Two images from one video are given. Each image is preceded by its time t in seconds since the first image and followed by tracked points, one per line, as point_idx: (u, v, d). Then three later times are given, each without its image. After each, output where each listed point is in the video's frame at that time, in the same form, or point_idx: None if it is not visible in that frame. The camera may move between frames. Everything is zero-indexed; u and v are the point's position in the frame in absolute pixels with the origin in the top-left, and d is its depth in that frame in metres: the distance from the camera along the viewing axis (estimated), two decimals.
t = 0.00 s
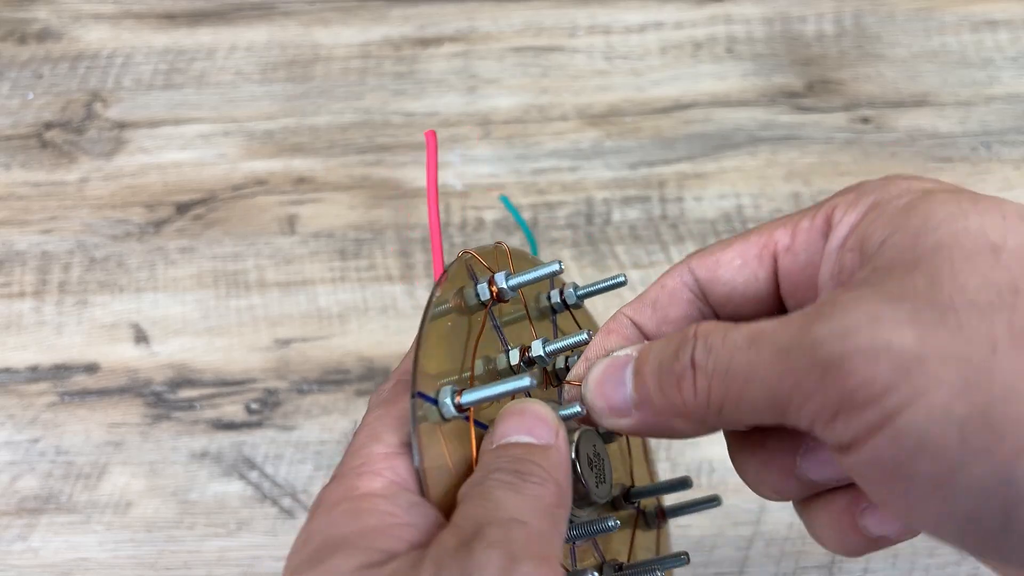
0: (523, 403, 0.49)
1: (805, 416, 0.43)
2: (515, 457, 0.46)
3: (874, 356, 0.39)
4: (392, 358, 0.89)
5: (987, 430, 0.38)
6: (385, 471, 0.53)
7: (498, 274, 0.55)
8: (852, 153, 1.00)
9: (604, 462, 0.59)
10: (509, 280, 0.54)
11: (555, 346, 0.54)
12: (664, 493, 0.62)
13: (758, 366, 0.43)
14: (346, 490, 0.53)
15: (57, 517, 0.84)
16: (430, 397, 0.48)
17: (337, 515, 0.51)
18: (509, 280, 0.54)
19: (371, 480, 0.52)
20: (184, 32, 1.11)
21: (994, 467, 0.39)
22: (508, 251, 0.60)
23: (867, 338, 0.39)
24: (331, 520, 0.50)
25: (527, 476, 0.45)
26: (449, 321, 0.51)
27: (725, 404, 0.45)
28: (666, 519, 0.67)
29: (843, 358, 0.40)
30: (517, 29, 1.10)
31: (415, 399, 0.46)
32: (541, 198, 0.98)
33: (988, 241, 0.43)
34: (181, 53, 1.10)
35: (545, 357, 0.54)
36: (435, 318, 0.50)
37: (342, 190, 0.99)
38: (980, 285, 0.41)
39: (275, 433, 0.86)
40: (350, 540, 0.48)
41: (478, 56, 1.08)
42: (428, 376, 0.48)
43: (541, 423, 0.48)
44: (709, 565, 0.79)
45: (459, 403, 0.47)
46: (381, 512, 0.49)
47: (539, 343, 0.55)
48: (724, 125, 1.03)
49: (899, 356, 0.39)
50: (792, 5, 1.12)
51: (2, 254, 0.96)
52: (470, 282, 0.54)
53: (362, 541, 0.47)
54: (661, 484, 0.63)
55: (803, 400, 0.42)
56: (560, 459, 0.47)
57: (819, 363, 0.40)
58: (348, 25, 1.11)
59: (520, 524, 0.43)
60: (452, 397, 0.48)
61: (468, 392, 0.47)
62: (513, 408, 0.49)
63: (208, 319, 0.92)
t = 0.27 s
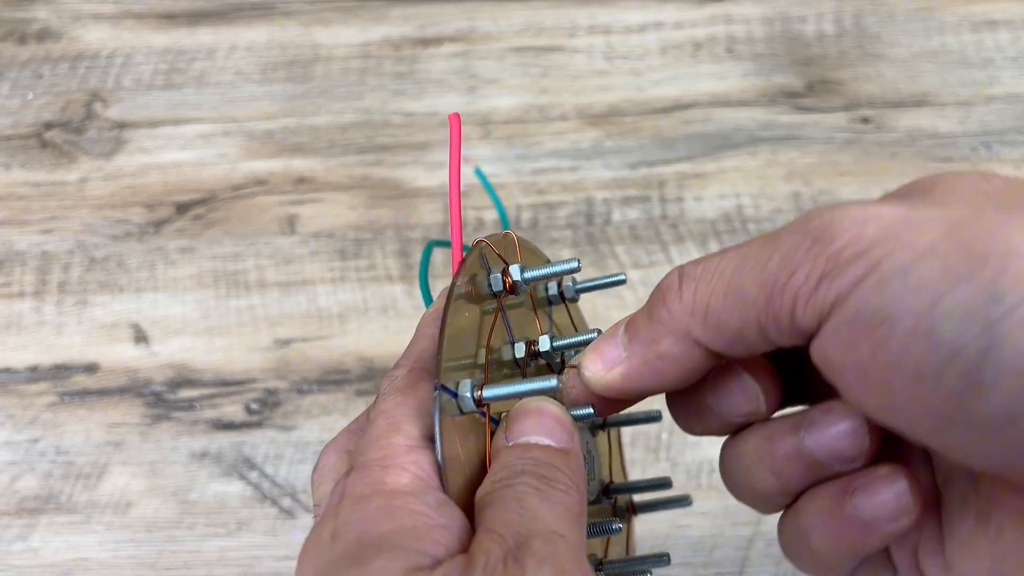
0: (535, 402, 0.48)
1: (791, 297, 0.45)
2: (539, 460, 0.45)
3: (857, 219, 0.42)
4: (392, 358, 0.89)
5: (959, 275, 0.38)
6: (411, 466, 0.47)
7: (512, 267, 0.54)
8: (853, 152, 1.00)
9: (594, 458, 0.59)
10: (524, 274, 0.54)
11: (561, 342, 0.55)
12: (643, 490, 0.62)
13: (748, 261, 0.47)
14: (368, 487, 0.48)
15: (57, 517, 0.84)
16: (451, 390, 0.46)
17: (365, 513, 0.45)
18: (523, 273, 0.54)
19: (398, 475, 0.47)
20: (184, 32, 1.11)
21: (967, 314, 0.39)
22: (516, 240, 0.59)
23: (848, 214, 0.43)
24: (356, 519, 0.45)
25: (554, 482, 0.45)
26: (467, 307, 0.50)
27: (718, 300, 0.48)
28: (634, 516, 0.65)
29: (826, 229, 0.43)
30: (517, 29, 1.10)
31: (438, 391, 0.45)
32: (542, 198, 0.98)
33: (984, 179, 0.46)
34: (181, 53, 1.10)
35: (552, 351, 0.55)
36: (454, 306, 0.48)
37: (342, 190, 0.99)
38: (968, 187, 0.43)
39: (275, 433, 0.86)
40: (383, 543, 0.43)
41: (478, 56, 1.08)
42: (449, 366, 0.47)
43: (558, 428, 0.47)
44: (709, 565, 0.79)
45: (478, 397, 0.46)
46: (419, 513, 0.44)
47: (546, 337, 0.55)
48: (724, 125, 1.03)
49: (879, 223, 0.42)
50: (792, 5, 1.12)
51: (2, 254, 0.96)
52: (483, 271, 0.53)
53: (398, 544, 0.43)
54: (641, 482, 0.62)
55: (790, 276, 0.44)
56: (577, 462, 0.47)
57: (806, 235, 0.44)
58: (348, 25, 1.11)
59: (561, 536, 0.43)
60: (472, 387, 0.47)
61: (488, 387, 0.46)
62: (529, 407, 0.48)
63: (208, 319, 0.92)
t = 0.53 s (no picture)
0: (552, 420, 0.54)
1: (751, 375, 0.43)
2: (569, 480, 0.49)
3: (818, 309, 0.39)
4: (392, 358, 0.89)
5: (914, 380, 0.36)
6: (450, 487, 0.47)
7: (526, 282, 0.56)
8: (853, 152, 1.00)
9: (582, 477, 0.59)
10: (537, 289, 0.56)
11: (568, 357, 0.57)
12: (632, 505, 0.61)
13: (710, 327, 0.44)
14: (406, 509, 0.47)
15: (57, 517, 0.84)
16: (481, 405, 0.47)
17: (412, 536, 0.44)
18: (537, 289, 0.56)
19: (439, 497, 0.46)
20: (184, 32, 1.11)
21: (919, 419, 0.37)
22: (520, 256, 0.61)
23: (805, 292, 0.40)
24: (402, 541, 0.44)
25: (587, 504, 0.48)
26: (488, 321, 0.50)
27: (680, 365, 0.46)
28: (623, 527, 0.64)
29: (782, 314, 0.40)
30: (517, 29, 1.10)
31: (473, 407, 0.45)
32: (542, 198, 0.98)
33: (964, 224, 0.42)
34: (181, 53, 1.10)
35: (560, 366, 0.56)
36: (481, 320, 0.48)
37: (342, 190, 0.99)
38: (940, 258, 0.39)
39: (275, 433, 0.86)
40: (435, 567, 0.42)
41: (478, 56, 1.08)
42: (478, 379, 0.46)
43: (578, 449, 0.52)
44: (709, 566, 0.79)
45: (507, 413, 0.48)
46: (468, 535, 0.44)
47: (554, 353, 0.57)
48: (724, 125, 1.03)
49: (841, 313, 0.39)
50: (792, 5, 1.12)
51: (2, 254, 0.96)
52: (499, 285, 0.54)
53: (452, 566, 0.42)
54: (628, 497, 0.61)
55: (749, 358, 0.42)
56: (600, 481, 0.51)
57: (763, 318, 0.41)
58: (348, 25, 1.11)
59: (613, 565, 0.43)
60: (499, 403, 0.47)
61: (519, 404, 0.48)
62: (549, 427, 0.53)
63: (208, 319, 0.92)
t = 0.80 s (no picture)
0: (552, 437, 0.54)
1: (742, 395, 0.43)
2: (579, 492, 0.50)
3: (813, 336, 0.40)
4: (392, 358, 0.89)
5: (898, 407, 0.37)
6: (456, 502, 0.47)
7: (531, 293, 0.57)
8: (853, 152, 1.00)
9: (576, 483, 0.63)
10: (542, 300, 0.57)
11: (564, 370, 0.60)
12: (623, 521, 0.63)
13: (706, 344, 0.45)
14: (410, 519, 0.45)
15: (57, 518, 0.84)
16: (494, 413, 0.47)
17: (420, 548, 0.43)
18: (542, 300, 0.57)
19: (447, 511, 0.46)
20: (184, 32, 1.11)
21: (899, 450, 0.37)
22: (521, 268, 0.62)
23: (800, 318, 0.41)
24: (411, 552, 0.43)
25: (595, 515, 0.49)
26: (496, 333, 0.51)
27: (673, 380, 0.47)
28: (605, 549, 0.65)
29: (778, 337, 0.41)
30: (516, 29, 1.10)
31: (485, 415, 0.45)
32: (542, 198, 0.98)
33: (958, 261, 0.44)
34: (181, 53, 1.10)
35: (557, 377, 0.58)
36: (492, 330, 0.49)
37: (342, 190, 0.99)
38: (933, 295, 0.41)
39: (275, 433, 0.86)
40: None
41: (478, 56, 1.08)
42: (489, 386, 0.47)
43: (587, 463, 0.53)
44: (709, 566, 0.79)
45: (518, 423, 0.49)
46: (478, 549, 0.43)
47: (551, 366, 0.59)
48: (724, 125, 1.02)
49: (833, 342, 0.39)
50: (792, 5, 1.12)
51: (2, 254, 0.96)
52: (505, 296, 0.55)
53: None
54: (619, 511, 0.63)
55: (740, 376, 0.43)
56: (602, 493, 0.52)
57: (759, 343, 0.42)
58: (348, 24, 1.11)
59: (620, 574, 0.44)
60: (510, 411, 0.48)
61: (530, 415, 0.49)
62: (556, 436, 0.54)
63: (208, 319, 0.92)
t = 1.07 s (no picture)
0: (563, 414, 0.52)
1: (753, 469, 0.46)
2: (576, 461, 0.48)
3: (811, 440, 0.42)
4: (392, 358, 0.89)
5: (902, 518, 0.40)
6: (447, 487, 0.48)
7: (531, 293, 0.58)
8: (853, 152, 1.00)
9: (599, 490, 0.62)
10: (542, 299, 0.58)
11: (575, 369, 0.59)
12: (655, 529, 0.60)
13: (710, 423, 0.45)
14: (400, 503, 0.47)
15: (57, 518, 0.84)
16: (489, 395, 0.48)
17: (404, 530, 0.45)
18: (542, 299, 0.58)
19: (434, 493, 0.47)
20: (184, 32, 1.11)
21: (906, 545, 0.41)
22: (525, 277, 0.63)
23: (808, 415, 0.42)
24: (396, 535, 0.45)
25: (591, 482, 0.47)
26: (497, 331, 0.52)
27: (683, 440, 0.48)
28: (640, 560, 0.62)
29: (780, 441, 0.43)
30: (516, 29, 1.10)
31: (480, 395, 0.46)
32: (542, 198, 0.98)
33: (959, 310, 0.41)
34: (181, 53, 1.10)
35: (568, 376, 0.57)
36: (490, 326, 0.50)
37: (342, 190, 0.99)
38: (925, 382, 0.40)
39: (275, 433, 0.86)
40: (425, 557, 0.43)
41: (478, 56, 1.08)
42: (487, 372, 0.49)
43: (590, 436, 0.51)
44: (710, 565, 0.79)
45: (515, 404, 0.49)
46: (460, 527, 0.44)
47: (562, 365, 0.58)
48: (724, 125, 1.02)
49: (832, 451, 0.41)
50: (792, 5, 1.12)
51: (2, 254, 0.96)
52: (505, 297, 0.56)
53: (442, 555, 0.43)
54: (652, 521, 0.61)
55: (750, 460, 0.45)
56: (611, 465, 0.50)
57: (762, 440, 0.43)
58: (347, 24, 1.11)
59: (610, 541, 0.43)
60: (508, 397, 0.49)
61: (525, 394, 0.50)
62: (558, 417, 0.52)
63: (208, 319, 0.92)
